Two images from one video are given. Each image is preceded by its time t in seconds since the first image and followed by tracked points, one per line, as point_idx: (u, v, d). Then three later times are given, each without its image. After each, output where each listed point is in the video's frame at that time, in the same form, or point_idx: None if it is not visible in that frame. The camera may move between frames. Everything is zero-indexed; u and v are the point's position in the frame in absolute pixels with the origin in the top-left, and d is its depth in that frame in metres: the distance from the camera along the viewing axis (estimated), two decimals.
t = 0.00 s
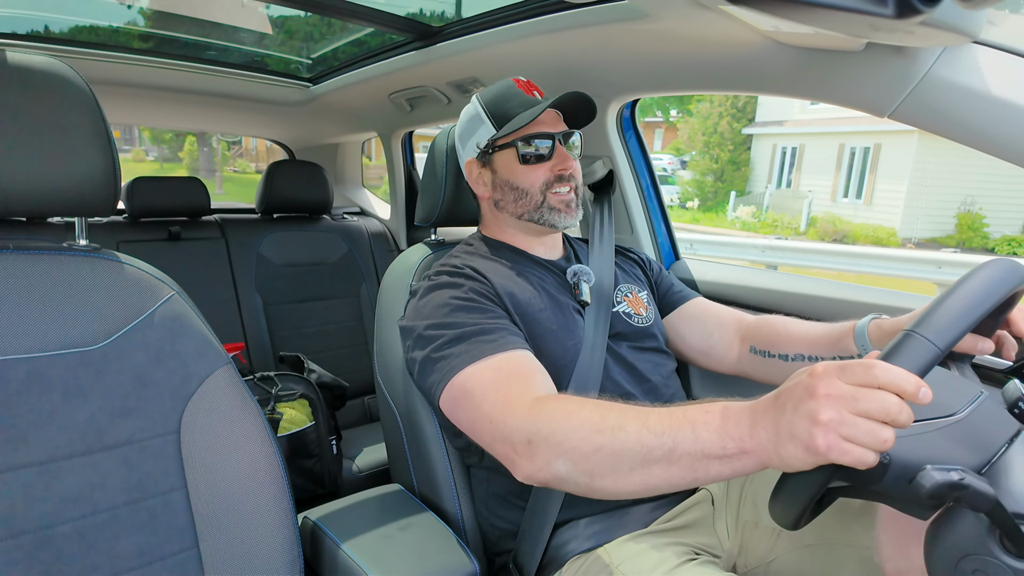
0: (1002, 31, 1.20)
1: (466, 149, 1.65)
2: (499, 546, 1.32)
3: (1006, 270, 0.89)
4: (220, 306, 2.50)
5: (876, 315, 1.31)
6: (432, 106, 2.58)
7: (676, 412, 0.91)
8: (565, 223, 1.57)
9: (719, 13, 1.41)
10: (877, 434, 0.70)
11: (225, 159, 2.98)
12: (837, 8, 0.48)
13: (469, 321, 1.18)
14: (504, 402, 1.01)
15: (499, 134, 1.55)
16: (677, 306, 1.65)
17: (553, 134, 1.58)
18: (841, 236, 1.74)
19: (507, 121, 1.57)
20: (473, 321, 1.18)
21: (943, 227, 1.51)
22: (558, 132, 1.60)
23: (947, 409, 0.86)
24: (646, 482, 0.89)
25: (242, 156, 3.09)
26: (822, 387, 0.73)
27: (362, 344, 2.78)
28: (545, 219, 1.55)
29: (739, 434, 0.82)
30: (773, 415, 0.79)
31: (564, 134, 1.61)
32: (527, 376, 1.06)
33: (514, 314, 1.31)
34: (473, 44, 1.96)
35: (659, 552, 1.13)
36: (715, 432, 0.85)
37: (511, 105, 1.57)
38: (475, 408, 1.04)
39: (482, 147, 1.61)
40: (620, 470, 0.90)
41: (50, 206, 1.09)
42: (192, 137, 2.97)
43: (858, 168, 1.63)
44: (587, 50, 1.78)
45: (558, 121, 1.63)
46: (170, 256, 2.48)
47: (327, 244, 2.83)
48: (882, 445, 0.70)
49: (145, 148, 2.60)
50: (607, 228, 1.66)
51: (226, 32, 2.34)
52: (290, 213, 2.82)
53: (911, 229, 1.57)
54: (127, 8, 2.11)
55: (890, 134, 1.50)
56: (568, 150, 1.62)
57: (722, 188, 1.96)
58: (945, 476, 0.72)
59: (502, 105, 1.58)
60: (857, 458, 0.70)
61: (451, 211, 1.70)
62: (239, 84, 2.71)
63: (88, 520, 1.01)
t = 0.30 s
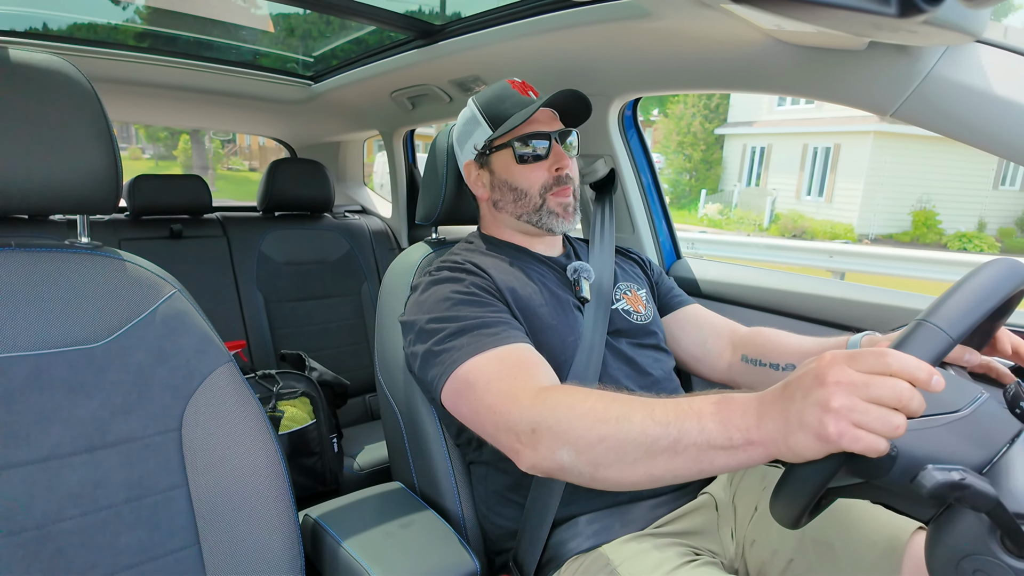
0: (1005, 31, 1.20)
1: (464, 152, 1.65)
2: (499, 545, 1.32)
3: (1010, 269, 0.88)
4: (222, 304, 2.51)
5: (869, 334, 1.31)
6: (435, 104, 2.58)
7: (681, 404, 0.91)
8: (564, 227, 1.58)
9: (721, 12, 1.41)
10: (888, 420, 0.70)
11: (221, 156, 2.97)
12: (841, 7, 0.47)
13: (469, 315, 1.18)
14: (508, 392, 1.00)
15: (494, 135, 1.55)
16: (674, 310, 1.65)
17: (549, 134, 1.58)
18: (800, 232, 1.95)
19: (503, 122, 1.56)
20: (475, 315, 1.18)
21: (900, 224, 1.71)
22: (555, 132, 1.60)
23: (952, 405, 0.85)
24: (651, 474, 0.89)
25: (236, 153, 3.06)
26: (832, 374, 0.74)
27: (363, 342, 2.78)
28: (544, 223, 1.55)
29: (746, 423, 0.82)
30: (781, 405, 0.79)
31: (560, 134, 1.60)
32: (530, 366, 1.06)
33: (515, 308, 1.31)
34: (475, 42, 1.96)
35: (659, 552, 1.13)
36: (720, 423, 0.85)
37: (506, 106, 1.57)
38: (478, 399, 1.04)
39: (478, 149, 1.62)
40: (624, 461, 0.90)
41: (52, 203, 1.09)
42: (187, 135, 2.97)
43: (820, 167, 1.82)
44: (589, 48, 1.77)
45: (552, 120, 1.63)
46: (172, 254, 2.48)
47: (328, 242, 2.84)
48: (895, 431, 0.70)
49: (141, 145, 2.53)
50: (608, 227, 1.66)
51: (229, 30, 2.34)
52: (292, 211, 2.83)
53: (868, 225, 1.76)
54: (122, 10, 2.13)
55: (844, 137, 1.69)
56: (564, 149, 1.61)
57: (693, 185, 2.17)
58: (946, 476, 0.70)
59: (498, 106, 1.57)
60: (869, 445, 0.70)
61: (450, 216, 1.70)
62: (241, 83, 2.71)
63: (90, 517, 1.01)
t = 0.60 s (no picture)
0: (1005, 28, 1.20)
1: (466, 147, 1.65)
2: (499, 540, 1.31)
3: (1009, 268, 0.88)
4: (221, 300, 2.51)
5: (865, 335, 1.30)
6: (435, 100, 2.57)
7: (679, 404, 0.91)
8: (565, 220, 1.55)
9: (722, 8, 1.41)
10: (890, 415, 0.70)
11: (214, 152, 2.94)
12: (843, 5, 0.47)
13: (470, 324, 1.18)
14: (509, 404, 1.01)
15: (495, 133, 1.55)
16: (679, 311, 1.64)
17: (551, 133, 1.56)
18: (766, 227, 2.02)
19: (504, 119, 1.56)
20: (477, 323, 1.18)
21: (860, 219, 1.79)
22: (555, 129, 1.58)
23: (951, 402, 0.86)
24: (655, 478, 0.89)
25: (231, 150, 3.02)
26: (834, 369, 0.74)
27: (363, 338, 2.78)
28: (543, 218, 1.53)
29: (745, 420, 0.82)
30: (782, 400, 0.79)
31: (562, 131, 1.58)
32: (530, 376, 1.06)
33: (518, 316, 1.31)
34: (475, 38, 1.95)
35: (652, 550, 1.13)
36: (719, 422, 0.85)
37: (507, 103, 1.56)
38: (481, 411, 1.04)
39: (479, 146, 1.61)
40: (627, 468, 0.90)
41: (51, 197, 1.09)
42: (180, 130, 2.96)
43: (787, 165, 1.88)
44: (591, 45, 1.76)
45: (555, 118, 1.62)
46: (171, 249, 2.48)
47: (328, 238, 2.83)
48: (897, 426, 0.70)
49: (137, 141, 2.54)
50: (609, 225, 1.65)
51: (228, 25, 2.33)
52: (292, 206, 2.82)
53: (829, 222, 1.84)
54: (117, 8, 2.15)
55: (814, 135, 1.73)
56: (564, 148, 1.59)
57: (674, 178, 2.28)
58: (944, 473, 0.70)
59: (499, 103, 1.57)
60: (872, 440, 0.71)
61: (450, 210, 1.72)
62: (240, 78, 2.70)
63: (89, 512, 1.01)
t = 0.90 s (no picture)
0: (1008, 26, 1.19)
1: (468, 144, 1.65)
2: (497, 537, 1.32)
3: (1009, 265, 0.88)
4: (221, 295, 2.51)
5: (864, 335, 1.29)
6: (435, 95, 2.57)
7: (679, 404, 0.91)
8: (558, 223, 1.53)
9: (722, 4, 1.41)
10: (890, 410, 0.71)
11: (208, 147, 2.92)
12: (847, 2, 0.47)
13: (471, 324, 1.18)
14: (510, 407, 1.01)
15: (493, 130, 1.55)
16: (680, 312, 1.64)
17: (548, 130, 1.54)
18: (736, 221, 2.11)
19: (503, 116, 1.54)
20: (479, 324, 1.18)
21: (829, 215, 1.86)
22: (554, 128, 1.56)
23: (950, 399, 0.86)
24: (656, 478, 0.89)
25: (225, 145, 2.99)
26: (834, 364, 0.74)
27: (362, 334, 2.78)
28: (536, 219, 1.52)
29: (744, 417, 0.82)
30: (782, 395, 0.79)
31: (561, 130, 1.55)
32: (530, 377, 1.06)
33: (518, 315, 1.31)
34: (475, 33, 1.94)
35: (645, 544, 1.13)
36: (718, 419, 0.85)
37: (508, 100, 1.55)
38: (482, 413, 1.04)
39: (480, 142, 1.61)
40: (627, 468, 0.90)
41: (49, 192, 1.09)
42: (175, 125, 2.94)
43: (759, 159, 1.94)
44: (592, 41, 1.76)
45: (557, 115, 1.59)
46: (170, 244, 2.48)
47: (328, 233, 2.83)
48: (897, 420, 0.71)
49: (132, 136, 2.62)
50: (609, 222, 1.65)
51: (227, 19, 2.32)
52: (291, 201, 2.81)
53: (801, 216, 1.91)
54: (114, 2, 2.14)
55: (782, 133, 1.80)
56: (563, 148, 1.56)
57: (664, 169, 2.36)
58: (942, 471, 0.70)
59: (500, 100, 1.55)
60: (871, 435, 0.71)
61: (450, 206, 1.73)
62: (239, 72, 2.69)
63: (89, 506, 1.01)
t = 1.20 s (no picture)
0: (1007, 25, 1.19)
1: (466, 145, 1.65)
2: (496, 535, 1.32)
3: (1008, 263, 0.88)
4: (220, 293, 2.50)
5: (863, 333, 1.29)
6: (435, 94, 2.57)
7: (678, 400, 0.91)
8: (535, 227, 1.52)
9: (722, 2, 1.41)
10: (890, 408, 0.71)
11: (203, 146, 2.91)
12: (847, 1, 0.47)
13: (469, 321, 1.18)
14: (510, 402, 1.01)
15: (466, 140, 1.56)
16: (678, 310, 1.64)
17: (516, 138, 1.53)
18: (710, 219, 2.19)
19: (478, 124, 1.52)
20: (476, 321, 1.18)
21: (800, 212, 1.89)
22: (525, 133, 1.54)
23: (949, 398, 0.86)
24: (656, 473, 0.89)
25: (220, 144, 3.00)
26: (835, 362, 0.74)
27: (361, 332, 2.78)
28: (514, 224, 1.51)
29: (744, 413, 0.82)
30: (782, 393, 0.79)
31: (529, 135, 1.54)
32: (530, 372, 1.06)
33: (515, 313, 1.32)
34: (475, 32, 1.94)
35: (647, 543, 1.13)
36: (718, 416, 0.85)
37: (483, 106, 1.53)
38: (481, 409, 1.04)
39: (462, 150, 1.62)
40: (627, 463, 0.90)
41: (49, 191, 1.08)
42: (171, 124, 2.93)
43: (734, 160, 1.95)
44: (591, 39, 1.76)
45: (527, 120, 1.57)
46: (169, 243, 2.48)
47: (327, 232, 2.83)
48: (897, 419, 0.71)
49: (129, 134, 2.55)
50: (609, 221, 1.65)
51: (227, 18, 2.32)
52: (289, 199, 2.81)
53: (773, 215, 1.93)
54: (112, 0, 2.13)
55: (754, 133, 1.83)
56: (535, 152, 1.54)
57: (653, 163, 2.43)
58: (941, 469, 0.70)
59: (475, 107, 1.54)
60: (871, 433, 0.71)
61: (450, 204, 1.73)
62: (239, 71, 2.70)
63: (89, 505, 1.02)
